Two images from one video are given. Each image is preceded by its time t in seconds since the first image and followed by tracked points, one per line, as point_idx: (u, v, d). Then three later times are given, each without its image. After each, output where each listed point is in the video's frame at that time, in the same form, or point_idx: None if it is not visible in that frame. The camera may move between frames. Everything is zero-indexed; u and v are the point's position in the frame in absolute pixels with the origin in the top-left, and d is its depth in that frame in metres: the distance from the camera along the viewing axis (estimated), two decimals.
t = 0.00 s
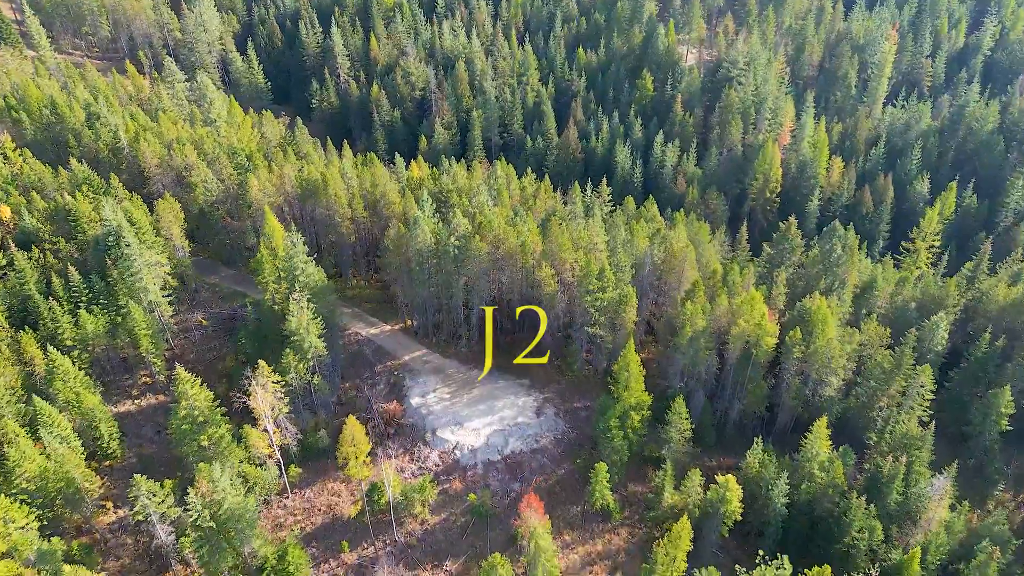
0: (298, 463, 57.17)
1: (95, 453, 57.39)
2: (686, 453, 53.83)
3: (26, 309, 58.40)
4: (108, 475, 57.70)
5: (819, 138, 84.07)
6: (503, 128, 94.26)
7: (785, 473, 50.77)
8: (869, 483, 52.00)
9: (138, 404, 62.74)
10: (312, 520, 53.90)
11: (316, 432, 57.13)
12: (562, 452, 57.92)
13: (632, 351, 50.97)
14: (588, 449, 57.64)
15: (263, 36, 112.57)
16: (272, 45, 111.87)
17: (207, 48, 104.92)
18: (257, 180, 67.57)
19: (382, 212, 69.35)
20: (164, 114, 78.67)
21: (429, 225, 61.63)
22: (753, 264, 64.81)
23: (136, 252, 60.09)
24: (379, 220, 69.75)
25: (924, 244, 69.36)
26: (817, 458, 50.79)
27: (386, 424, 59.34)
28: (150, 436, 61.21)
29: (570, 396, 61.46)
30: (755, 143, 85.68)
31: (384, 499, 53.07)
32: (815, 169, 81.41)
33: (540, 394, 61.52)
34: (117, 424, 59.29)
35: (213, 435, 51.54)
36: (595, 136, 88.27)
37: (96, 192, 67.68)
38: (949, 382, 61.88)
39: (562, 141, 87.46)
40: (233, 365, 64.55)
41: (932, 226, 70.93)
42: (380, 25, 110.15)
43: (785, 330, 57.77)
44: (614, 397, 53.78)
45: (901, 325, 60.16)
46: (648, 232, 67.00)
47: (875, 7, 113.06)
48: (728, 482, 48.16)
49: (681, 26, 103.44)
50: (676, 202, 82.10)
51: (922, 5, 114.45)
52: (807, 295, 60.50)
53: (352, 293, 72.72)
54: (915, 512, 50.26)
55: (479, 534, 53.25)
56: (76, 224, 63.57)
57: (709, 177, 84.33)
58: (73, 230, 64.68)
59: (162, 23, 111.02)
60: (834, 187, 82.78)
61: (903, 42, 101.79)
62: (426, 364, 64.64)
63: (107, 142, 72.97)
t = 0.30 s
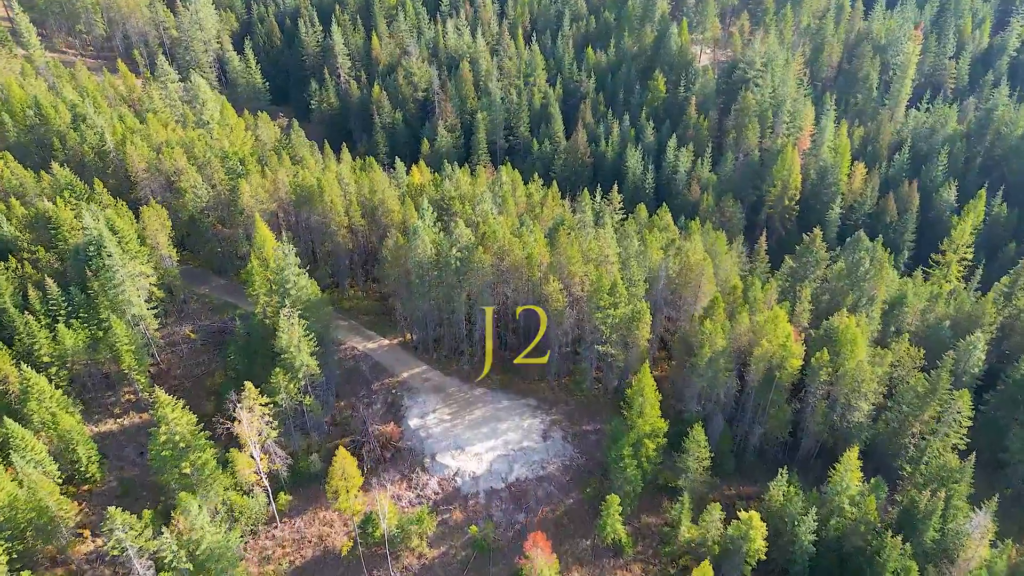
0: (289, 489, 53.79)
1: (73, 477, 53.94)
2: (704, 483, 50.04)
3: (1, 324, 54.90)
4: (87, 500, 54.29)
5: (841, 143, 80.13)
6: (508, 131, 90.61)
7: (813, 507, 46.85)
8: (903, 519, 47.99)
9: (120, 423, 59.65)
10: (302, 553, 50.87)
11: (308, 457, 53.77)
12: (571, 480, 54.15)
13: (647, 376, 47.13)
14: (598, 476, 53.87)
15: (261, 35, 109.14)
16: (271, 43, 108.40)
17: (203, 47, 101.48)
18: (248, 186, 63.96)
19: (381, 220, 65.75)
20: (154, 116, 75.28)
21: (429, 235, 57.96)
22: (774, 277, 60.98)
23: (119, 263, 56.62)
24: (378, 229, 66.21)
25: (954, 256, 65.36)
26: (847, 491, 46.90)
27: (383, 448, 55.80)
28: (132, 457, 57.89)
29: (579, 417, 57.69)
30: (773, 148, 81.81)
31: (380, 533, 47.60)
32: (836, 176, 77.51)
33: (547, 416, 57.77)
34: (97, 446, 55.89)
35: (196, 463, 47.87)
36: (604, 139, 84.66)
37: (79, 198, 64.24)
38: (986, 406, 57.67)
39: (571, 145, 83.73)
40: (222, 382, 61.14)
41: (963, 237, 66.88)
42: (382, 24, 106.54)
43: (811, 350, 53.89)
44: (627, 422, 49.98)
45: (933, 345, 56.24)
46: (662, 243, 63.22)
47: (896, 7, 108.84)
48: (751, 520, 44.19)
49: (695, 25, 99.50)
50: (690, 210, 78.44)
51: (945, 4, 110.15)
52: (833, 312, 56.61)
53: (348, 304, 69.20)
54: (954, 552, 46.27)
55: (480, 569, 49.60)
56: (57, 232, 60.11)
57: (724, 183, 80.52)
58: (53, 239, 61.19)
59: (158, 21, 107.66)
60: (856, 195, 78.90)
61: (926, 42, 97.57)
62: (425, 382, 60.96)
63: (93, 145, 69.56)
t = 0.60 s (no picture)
0: (274, 519, 50.38)
1: (44, 505, 50.36)
2: (719, 514, 46.44)
3: None
4: (59, 529, 50.74)
5: (857, 146, 76.59)
6: (509, 133, 87.24)
7: (838, 543, 43.11)
8: (935, 555, 44.15)
9: (96, 446, 56.24)
10: None
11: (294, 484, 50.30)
12: (575, 508, 50.62)
13: (659, 400, 43.56)
14: (605, 505, 50.33)
15: (254, 34, 105.77)
16: (264, 42, 104.92)
17: (193, 46, 98.14)
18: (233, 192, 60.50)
19: (375, 228, 62.28)
20: (138, 119, 71.99)
21: (424, 246, 54.49)
22: (790, 292, 57.46)
23: (94, 276, 53.31)
24: (371, 238, 62.77)
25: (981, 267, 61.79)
26: (876, 525, 43.21)
27: (375, 474, 52.39)
28: (109, 482, 54.51)
29: (584, 441, 54.18)
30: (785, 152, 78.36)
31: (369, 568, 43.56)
32: (852, 181, 74.00)
33: (550, 439, 54.23)
34: (70, 471, 52.28)
35: (172, 493, 44.28)
36: (610, 142, 81.30)
37: (55, 206, 60.87)
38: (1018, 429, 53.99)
39: (574, 148, 80.27)
40: (205, 401, 57.72)
41: (989, 247, 63.30)
42: (379, 22, 103.10)
43: (833, 370, 50.32)
44: (637, 448, 46.35)
45: (963, 364, 52.64)
46: (672, 253, 59.74)
47: (910, 5, 105.22)
48: (773, 558, 40.09)
49: (703, 24, 95.95)
50: (700, 216, 75.09)
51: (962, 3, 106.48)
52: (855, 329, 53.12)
53: (341, 316, 65.73)
54: None
55: None
56: (30, 243, 56.76)
57: (735, 189, 77.12)
58: (26, 249, 57.81)
59: (148, 20, 104.33)
60: (873, 201, 75.48)
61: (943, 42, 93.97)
62: (421, 401, 57.43)
63: (72, 149, 66.22)
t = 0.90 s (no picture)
0: (256, 556, 46.56)
1: (9, 540, 46.25)
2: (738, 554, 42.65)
3: None
4: (24, 566, 46.64)
5: (875, 150, 72.81)
6: (509, 137, 83.68)
7: None
8: None
9: (67, 473, 52.56)
10: None
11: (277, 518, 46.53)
12: (581, 544, 46.85)
13: (673, 432, 39.78)
14: (614, 541, 46.53)
15: (245, 33, 102.03)
16: (254, 42, 101.32)
17: (180, 47, 94.42)
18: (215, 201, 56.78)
19: (366, 239, 58.52)
20: (117, 123, 68.34)
21: (418, 259, 50.75)
22: (809, 307, 53.74)
23: (62, 292, 49.55)
24: (362, 250, 59.10)
25: (1011, 280, 58.04)
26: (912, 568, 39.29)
27: (365, 507, 48.59)
28: (80, 513, 50.71)
29: (590, 469, 50.42)
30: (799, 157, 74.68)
31: None
32: (871, 188, 70.32)
33: (553, 467, 50.46)
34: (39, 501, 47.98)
35: (141, 532, 40.51)
36: (614, 146, 77.68)
37: (26, 216, 57.13)
38: None
39: (577, 152, 76.61)
40: (185, 425, 53.98)
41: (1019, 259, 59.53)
42: (374, 21, 99.35)
43: (859, 394, 46.56)
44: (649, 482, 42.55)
45: (998, 387, 48.85)
46: (683, 266, 56.03)
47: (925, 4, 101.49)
48: None
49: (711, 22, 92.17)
50: (710, 225, 71.45)
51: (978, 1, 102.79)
52: (881, 349, 49.41)
53: (331, 332, 61.98)
54: None
55: None
56: None
57: (747, 196, 73.49)
58: None
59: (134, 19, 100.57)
60: (891, 209, 71.83)
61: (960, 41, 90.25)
62: (415, 425, 53.64)
63: (46, 155, 62.51)
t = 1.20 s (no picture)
0: None
1: None
2: None
3: None
4: None
5: (893, 155, 69.36)
6: (508, 141, 80.43)
7: None
8: None
9: (37, 502, 48.64)
10: None
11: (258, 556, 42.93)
12: None
13: (690, 467, 36.20)
14: None
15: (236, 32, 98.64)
16: (245, 40, 97.91)
17: (168, 46, 91.07)
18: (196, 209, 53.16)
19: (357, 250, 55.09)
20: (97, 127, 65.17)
21: (411, 274, 47.26)
22: (830, 324, 50.26)
23: (28, 309, 45.88)
24: (353, 261, 55.65)
25: None
26: None
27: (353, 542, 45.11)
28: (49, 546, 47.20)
29: (596, 499, 46.94)
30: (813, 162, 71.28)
31: None
32: (889, 195, 66.85)
33: (556, 497, 46.98)
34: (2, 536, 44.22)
35: None
36: (619, 150, 74.34)
37: None
38: None
39: (580, 157, 73.30)
40: (163, 449, 50.52)
41: None
42: (369, 20, 95.94)
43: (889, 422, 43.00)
44: (661, 519, 38.97)
45: None
46: (694, 279, 52.60)
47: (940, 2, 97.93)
48: None
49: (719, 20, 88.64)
50: (721, 233, 68.12)
51: None
52: (911, 372, 45.92)
53: (321, 347, 58.59)
54: None
55: None
56: None
57: (758, 202, 70.13)
58: None
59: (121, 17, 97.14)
60: (910, 216, 68.43)
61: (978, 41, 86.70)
62: (408, 450, 50.18)
63: (19, 160, 59.10)
